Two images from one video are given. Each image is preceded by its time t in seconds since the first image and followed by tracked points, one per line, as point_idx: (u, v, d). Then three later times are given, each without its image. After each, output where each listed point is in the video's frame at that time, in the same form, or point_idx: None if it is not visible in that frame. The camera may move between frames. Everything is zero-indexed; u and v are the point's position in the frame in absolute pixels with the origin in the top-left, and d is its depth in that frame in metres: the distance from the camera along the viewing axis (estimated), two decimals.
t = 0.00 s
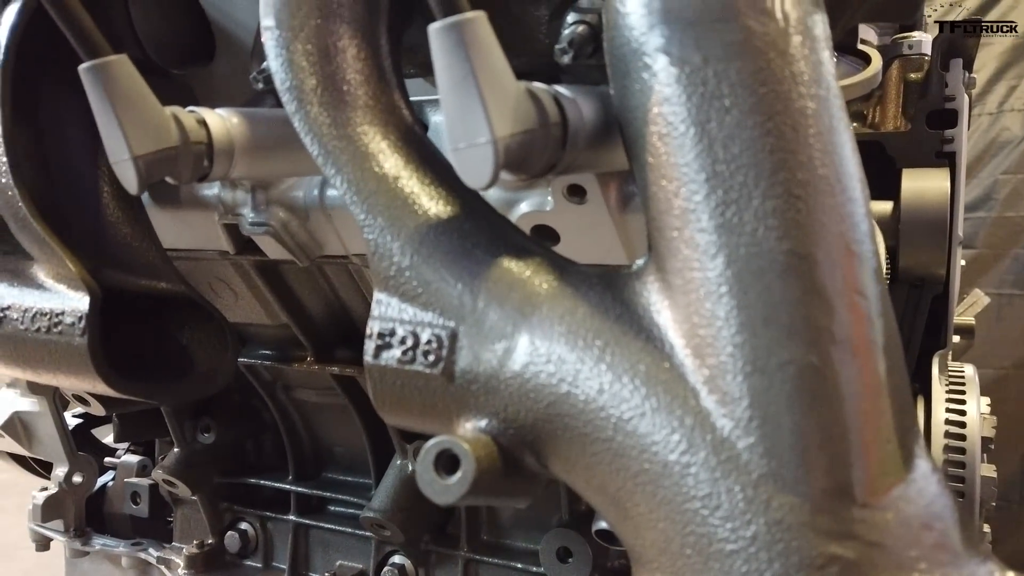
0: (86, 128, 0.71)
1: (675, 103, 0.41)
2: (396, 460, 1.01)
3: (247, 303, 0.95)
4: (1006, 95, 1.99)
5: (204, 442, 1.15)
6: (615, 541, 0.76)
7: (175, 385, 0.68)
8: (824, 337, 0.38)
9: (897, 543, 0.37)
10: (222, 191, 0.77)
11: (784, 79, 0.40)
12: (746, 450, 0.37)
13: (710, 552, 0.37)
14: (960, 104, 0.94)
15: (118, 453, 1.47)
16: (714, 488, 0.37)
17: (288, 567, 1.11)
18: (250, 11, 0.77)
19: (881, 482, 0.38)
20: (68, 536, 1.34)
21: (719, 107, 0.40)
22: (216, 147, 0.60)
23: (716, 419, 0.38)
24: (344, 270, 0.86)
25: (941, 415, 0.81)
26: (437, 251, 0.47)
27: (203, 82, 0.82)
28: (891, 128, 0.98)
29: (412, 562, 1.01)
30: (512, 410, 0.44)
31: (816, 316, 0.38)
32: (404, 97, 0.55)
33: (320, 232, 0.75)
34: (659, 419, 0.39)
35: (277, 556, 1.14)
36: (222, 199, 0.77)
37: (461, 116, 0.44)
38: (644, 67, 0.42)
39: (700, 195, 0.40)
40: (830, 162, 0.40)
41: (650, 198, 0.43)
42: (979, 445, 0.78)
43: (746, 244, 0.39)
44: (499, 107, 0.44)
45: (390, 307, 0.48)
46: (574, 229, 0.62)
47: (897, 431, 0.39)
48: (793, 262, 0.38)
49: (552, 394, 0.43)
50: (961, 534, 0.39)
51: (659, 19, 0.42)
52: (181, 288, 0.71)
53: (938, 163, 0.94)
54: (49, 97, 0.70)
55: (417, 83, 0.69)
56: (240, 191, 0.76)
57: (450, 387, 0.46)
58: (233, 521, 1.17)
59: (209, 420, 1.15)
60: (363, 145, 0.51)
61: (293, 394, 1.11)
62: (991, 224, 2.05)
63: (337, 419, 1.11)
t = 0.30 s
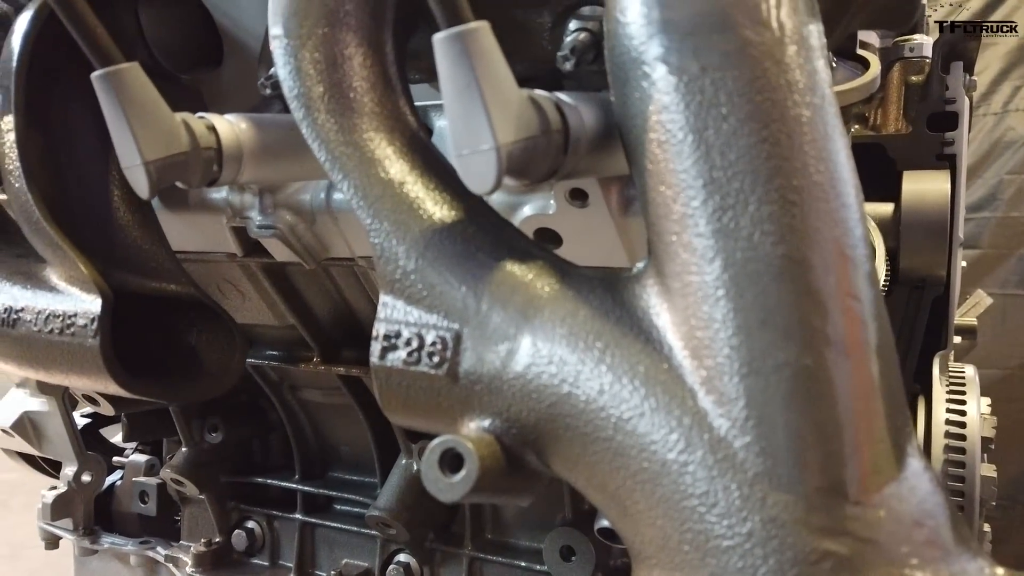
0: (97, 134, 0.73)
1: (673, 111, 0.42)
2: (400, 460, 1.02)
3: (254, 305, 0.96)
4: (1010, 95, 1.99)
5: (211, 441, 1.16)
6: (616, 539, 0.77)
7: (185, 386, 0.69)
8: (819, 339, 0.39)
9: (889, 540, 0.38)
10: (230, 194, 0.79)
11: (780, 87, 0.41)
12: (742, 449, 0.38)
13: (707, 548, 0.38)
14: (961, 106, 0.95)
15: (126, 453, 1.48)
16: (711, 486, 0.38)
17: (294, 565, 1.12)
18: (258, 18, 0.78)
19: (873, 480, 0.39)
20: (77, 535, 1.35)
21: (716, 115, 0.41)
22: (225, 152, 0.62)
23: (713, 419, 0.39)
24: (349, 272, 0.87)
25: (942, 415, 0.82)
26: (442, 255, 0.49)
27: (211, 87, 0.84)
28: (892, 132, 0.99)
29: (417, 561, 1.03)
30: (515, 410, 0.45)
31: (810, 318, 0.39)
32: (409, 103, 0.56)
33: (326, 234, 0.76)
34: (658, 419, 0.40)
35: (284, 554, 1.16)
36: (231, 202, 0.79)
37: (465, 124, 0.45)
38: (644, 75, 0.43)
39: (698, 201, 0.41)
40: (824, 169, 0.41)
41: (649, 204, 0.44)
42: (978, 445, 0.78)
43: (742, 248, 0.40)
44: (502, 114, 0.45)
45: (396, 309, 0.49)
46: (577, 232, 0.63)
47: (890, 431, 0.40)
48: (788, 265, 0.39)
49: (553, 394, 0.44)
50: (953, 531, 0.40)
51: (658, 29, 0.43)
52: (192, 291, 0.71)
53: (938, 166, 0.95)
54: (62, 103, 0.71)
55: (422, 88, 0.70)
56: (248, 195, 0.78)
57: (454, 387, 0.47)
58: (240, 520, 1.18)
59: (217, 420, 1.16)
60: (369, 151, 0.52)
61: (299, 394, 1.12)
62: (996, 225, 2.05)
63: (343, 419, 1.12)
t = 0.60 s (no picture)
0: (109, 137, 0.74)
1: (674, 116, 0.43)
2: (406, 458, 1.03)
3: (262, 304, 0.97)
4: (1014, 95, 1.99)
5: (219, 440, 1.18)
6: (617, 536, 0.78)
7: (194, 385, 0.70)
8: (816, 337, 0.40)
9: (885, 532, 0.39)
10: (239, 196, 0.80)
11: (778, 92, 0.42)
12: (741, 444, 0.39)
13: (707, 541, 0.39)
14: (963, 107, 0.96)
15: (134, 451, 1.50)
16: (710, 480, 0.39)
17: (301, 562, 1.14)
18: (266, 23, 0.79)
19: (869, 474, 0.40)
20: (86, 532, 1.37)
21: (716, 119, 0.42)
22: (235, 155, 0.63)
23: (713, 415, 0.40)
24: (356, 273, 0.89)
25: (943, 414, 0.83)
26: (448, 256, 0.50)
27: (220, 91, 0.85)
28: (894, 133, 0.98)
29: (422, 558, 1.04)
30: (519, 407, 0.46)
31: (808, 317, 0.40)
32: (416, 107, 0.57)
33: (334, 235, 0.78)
34: (659, 415, 0.41)
35: (291, 552, 1.17)
36: (239, 203, 0.81)
37: (471, 128, 0.47)
38: (646, 80, 0.45)
39: (697, 203, 0.42)
40: (822, 171, 0.42)
41: (651, 205, 0.45)
42: (979, 443, 0.79)
43: (741, 249, 0.41)
44: (507, 119, 0.46)
45: (403, 309, 0.51)
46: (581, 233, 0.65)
47: (886, 428, 0.41)
48: (787, 265, 0.40)
49: (557, 391, 0.45)
50: (947, 524, 0.41)
51: (659, 35, 0.44)
52: (201, 291, 0.73)
53: (939, 166, 0.96)
54: (75, 106, 0.72)
55: (428, 91, 0.71)
56: (257, 196, 0.79)
57: (460, 385, 0.48)
58: (248, 518, 1.19)
59: (225, 419, 1.18)
60: (377, 154, 0.54)
61: (306, 393, 1.13)
62: (1000, 224, 2.06)
63: (349, 418, 1.13)
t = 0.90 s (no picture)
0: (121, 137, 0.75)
1: (677, 115, 0.44)
2: (412, 455, 1.05)
3: (270, 302, 0.99)
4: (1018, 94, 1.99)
5: (227, 437, 1.19)
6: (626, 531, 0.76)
7: (205, 381, 0.71)
8: (816, 331, 0.41)
9: (882, 522, 0.40)
10: (249, 195, 0.82)
11: (780, 93, 0.43)
12: (742, 436, 0.40)
13: (709, 530, 0.40)
14: (963, 107, 0.95)
15: (142, 449, 1.51)
16: (713, 471, 0.40)
17: (308, 558, 1.15)
18: (274, 25, 0.80)
19: (868, 465, 0.40)
20: (95, 529, 1.38)
21: (718, 119, 0.43)
22: (246, 155, 0.64)
23: (715, 408, 0.41)
24: (363, 271, 0.90)
25: (944, 411, 0.84)
26: (456, 253, 0.51)
27: (229, 92, 0.86)
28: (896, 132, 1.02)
29: (428, 554, 1.06)
30: (526, 401, 0.47)
31: (808, 312, 0.41)
32: (423, 108, 0.58)
33: (341, 233, 0.79)
34: (662, 408, 0.42)
35: (298, 548, 1.18)
36: (249, 203, 0.82)
37: (478, 127, 0.48)
38: (650, 81, 0.46)
39: (700, 201, 0.43)
40: (822, 170, 0.43)
41: (654, 203, 0.46)
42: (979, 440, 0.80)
43: (743, 246, 0.42)
44: (513, 119, 0.47)
45: (412, 305, 0.52)
46: (585, 231, 0.66)
47: (884, 421, 0.42)
48: (787, 262, 0.41)
49: (563, 385, 0.46)
50: (944, 515, 0.42)
51: (662, 37, 0.45)
52: (212, 289, 0.75)
53: (941, 165, 0.96)
54: (87, 105, 0.74)
55: (435, 91, 0.72)
56: (266, 195, 0.81)
57: (468, 379, 0.49)
58: (256, 513, 1.21)
59: (233, 416, 1.19)
60: (386, 154, 0.55)
61: (313, 390, 1.15)
62: (1005, 224, 2.07)
63: (356, 415, 1.15)
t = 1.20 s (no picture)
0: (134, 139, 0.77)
1: (684, 118, 0.45)
2: (420, 452, 1.06)
3: (280, 301, 1.00)
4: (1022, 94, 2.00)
5: (236, 435, 1.20)
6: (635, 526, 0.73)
7: (218, 379, 0.72)
8: (820, 328, 0.42)
9: (886, 515, 0.41)
10: (259, 195, 0.83)
11: (784, 95, 0.44)
12: (748, 432, 0.41)
13: (717, 524, 0.41)
14: (967, 108, 0.97)
15: (151, 447, 1.52)
16: (719, 466, 0.41)
17: (316, 555, 1.17)
18: (285, 28, 0.82)
19: (871, 460, 0.41)
20: (105, 526, 1.39)
21: (724, 121, 0.44)
22: (259, 156, 0.65)
23: (722, 404, 0.42)
24: (372, 271, 0.91)
25: (948, 409, 0.85)
26: (467, 253, 0.52)
27: (239, 94, 0.88)
28: (900, 133, 1.01)
29: (435, 550, 1.07)
30: (536, 398, 0.48)
31: (813, 310, 0.42)
32: (434, 110, 0.59)
33: (351, 233, 0.80)
34: (670, 405, 0.43)
35: (306, 545, 1.19)
36: (259, 203, 0.83)
37: (489, 130, 0.49)
38: (657, 84, 0.47)
39: (707, 201, 0.44)
40: (826, 171, 0.44)
41: (662, 204, 0.47)
42: (983, 438, 0.81)
43: (749, 245, 0.43)
44: (523, 121, 0.48)
45: (423, 304, 0.52)
46: (592, 231, 0.67)
47: (888, 417, 0.43)
48: (792, 261, 0.42)
49: (571, 382, 0.47)
50: (946, 509, 0.42)
51: (669, 41, 0.46)
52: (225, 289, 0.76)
53: (944, 165, 0.98)
54: (101, 108, 0.75)
55: (444, 93, 0.74)
56: (276, 196, 0.82)
57: (478, 376, 0.50)
58: (264, 511, 1.22)
59: (242, 414, 1.21)
60: (397, 155, 0.56)
61: (322, 389, 1.16)
62: (1008, 224, 2.07)
63: (363, 414, 1.16)
